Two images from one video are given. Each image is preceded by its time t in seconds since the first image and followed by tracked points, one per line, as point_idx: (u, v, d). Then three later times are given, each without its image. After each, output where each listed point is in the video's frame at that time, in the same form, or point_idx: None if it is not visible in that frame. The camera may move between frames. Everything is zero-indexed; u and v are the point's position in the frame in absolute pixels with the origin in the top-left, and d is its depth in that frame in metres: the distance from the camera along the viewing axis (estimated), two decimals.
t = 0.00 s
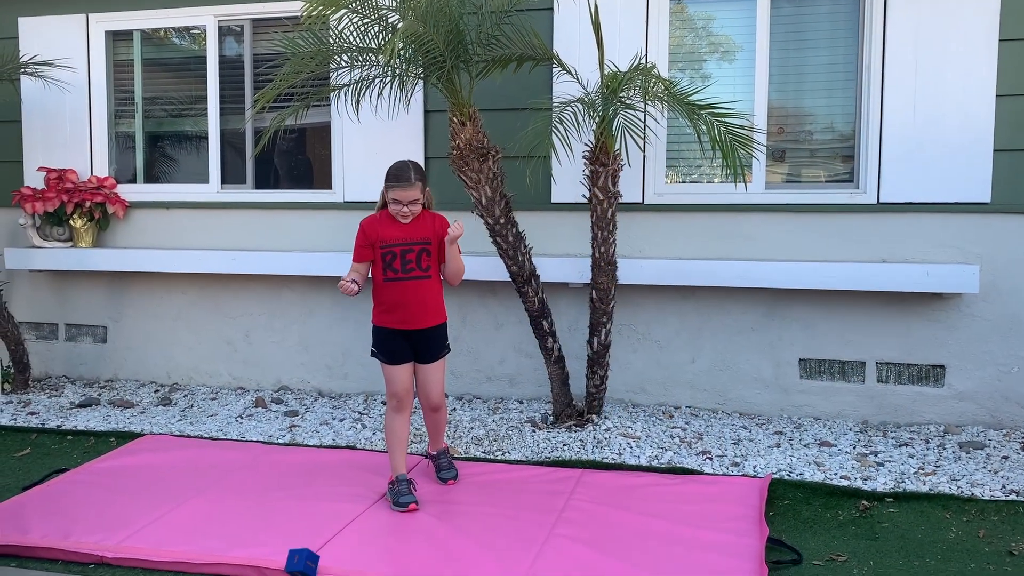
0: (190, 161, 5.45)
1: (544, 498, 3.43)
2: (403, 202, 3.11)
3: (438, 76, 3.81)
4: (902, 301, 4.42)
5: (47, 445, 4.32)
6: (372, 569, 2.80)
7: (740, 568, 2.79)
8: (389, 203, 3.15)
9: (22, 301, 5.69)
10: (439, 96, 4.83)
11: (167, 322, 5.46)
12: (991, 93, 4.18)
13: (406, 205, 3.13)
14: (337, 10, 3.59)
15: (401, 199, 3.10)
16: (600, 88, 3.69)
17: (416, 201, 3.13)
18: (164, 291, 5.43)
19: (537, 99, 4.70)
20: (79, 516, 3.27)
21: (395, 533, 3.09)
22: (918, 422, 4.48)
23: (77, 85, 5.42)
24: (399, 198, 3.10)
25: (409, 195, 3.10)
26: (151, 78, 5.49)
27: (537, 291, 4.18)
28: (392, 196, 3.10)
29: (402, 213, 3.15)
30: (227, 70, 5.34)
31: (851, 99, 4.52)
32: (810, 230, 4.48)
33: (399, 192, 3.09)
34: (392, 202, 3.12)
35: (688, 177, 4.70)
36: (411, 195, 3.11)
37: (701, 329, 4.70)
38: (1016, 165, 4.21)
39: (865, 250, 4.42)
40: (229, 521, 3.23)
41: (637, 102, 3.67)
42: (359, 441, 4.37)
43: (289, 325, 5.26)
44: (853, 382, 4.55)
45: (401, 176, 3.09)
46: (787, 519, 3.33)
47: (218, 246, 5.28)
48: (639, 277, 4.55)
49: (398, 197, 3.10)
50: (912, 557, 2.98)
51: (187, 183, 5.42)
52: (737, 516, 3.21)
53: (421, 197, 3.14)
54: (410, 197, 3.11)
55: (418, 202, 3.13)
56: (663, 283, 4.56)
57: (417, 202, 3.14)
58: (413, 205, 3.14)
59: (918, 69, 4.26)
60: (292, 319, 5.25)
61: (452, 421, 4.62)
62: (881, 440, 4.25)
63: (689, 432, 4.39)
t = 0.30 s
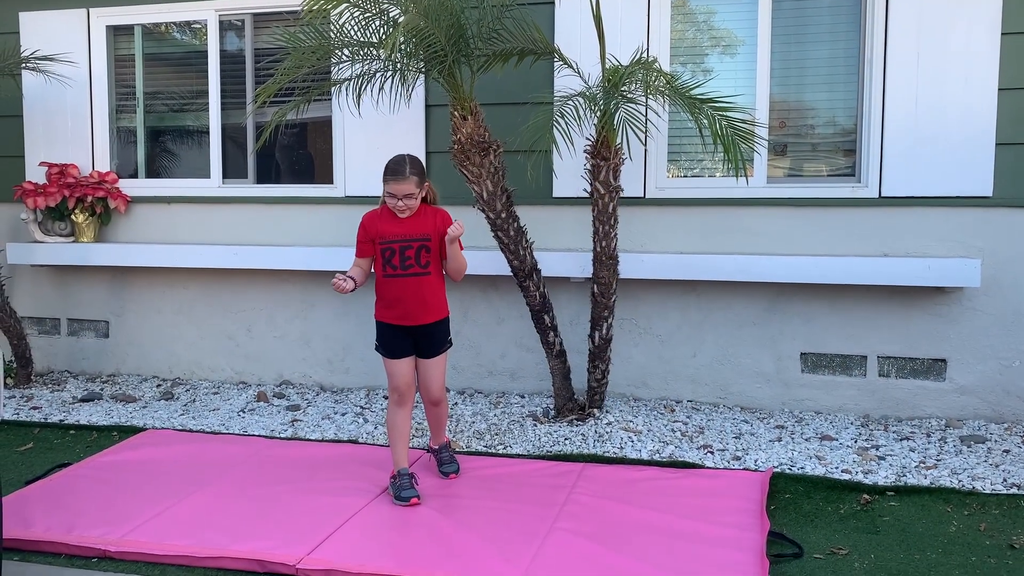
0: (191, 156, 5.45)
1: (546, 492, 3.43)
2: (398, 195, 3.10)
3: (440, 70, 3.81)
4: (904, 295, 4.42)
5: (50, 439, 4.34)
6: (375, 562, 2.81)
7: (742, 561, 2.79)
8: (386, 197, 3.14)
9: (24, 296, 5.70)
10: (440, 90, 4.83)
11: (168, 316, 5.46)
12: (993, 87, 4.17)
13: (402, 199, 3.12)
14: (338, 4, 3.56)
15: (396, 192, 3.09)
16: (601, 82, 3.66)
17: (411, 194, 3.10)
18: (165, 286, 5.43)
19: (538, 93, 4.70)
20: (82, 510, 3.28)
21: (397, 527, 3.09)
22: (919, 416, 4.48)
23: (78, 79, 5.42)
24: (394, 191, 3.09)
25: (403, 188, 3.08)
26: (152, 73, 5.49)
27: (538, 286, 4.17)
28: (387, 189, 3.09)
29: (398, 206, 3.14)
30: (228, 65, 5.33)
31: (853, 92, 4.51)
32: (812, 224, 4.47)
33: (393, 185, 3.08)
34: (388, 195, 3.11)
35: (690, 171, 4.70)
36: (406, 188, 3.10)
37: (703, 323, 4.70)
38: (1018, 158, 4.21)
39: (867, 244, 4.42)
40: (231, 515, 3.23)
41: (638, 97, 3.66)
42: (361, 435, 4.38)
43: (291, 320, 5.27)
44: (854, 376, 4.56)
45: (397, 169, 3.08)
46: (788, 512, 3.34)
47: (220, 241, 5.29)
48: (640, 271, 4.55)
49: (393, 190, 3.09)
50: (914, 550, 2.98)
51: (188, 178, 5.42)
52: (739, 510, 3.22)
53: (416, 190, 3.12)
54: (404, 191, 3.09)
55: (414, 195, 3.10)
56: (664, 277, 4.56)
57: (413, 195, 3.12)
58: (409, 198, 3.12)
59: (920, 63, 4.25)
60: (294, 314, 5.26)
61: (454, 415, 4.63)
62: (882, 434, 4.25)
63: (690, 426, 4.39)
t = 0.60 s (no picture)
0: (192, 153, 5.45)
1: (547, 487, 3.43)
2: (394, 190, 3.09)
3: (440, 66, 3.82)
4: (905, 291, 4.42)
5: (51, 436, 4.34)
6: (376, 558, 2.81)
7: (743, 556, 2.80)
8: (382, 193, 3.14)
9: (25, 292, 5.71)
10: (440, 86, 4.83)
11: (169, 312, 5.47)
12: (994, 83, 4.17)
13: (398, 194, 3.11)
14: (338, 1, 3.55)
15: (391, 187, 3.08)
16: (602, 78, 3.67)
17: (408, 189, 3.09)
18: (166, 282, 5.44)
19: (539, 89, 4.69)
20: (83, 506, 3.29)
21: (398, 522, 3.10)
22: (920, 412, 4.48)
23: (79, 76, 5.41)
24: (390, 187, 3.09)
25: (399, 184, 3.08)
26: (152, 69, 5.49)
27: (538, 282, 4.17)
28: (383, 184, 3.09)
29: (395, 201, 3.13)
30: (228, 61, 5.33)
31: (855, 87, 4.50)
32: (813, 219, 4.47)
33: (389, 180, 3.07)
34: (384, 191, 3.11)
35: (690, 167, 4.70)
36: (402, 184, 3.09)
37: (703, 319, 4.70)
38: (1019, 154, 4.20)
39: (867, 240, 4.42)
40: (232, 510, 3.24)
41: (639, 92, 3.66)
42: (361, 431, 4.38)
43: (292, 316, 5.27)
44: (855, 372, 4.56)
45: (393, 165, 3.08)
46: (789, 508, 3.34)
47: (221, 237, 5.29)
48: (641, 267, 4.55)
49: (388, 185, 3.08)
50: (914, 545, 2.99)
51: (188, 175, 5.42)
52: (739, 505, 3.22)
53: (412, 186, 3.11)
54: (400, 186, 3.09)
55: (409, 190, 3.09)
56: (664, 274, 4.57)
57: (410, 191, 3.11)
58: (406, 194, 3.12)
59: (921, 58, 4.25)
60: (294, 310, 5.26)
61: (454, 411, 4.63)
62: (883, 430, 4.25)
63: (691, 422, 4.40)
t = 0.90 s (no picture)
0: (192, 152, 5.45)
1: (547, 486, 3.43)
2: (391, 188, 3.09)
3: (440, 65, 3.82)
4: (905, 289, 4.42)
5: (51, 435, 4.34)
6: (377, 557, 2.81)
7: (743, 555, 2.80)
8: (381, 192, 3.14)
9: (25, 292, 5.71)
10: (440, 85, 4.82)
11: (170, 312, 5.47)
12: (994, 81, 4.16)
13: (396, 193, 3.11)
14: None
15: (389, 185, 3.08)
16: (602, 77, 3.66)
17: (405, 187, 3.09)
18: (167, 282, 5.44)
19: (539, 87, 4.69)
20: (84, 505, 3.29)
21: (399, 522, 3.10)
22: (921, 410, 4.48)
23: (79, 75, 5.41)
24: (387, 185, 3.09)
25: (396, 182, 3.08)
26: (152, 69, 5.49)
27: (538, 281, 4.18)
28: (381, 182, 3.09)
29: (393, 199, 3.13)
30: (228, 60, 5.33)
31: (855, 86, 4.50)
32: (814, 218, 4.47)
33: (386, 179, 3.07)
34: (381, 190, 3.11)
35: (691, 166, 4.70)
36: (399, 181, 3.08)
37: (704, 317, 4.70)
38: (1019, 152, 4.20)
39: (867, 238, 4.42)
40: (234, 510, 3.24)
41: (639, 91, 3.65)
42: (362, 430, 4.39)
43: (292, 315, 5.27)
44: (855, 371, 4.56)
45: (390, 164, 3.08)
46: (789, 507, 3.34)
47: (221, 237, 5.29)
48: (641, 266, 4.55)
49: (386, 184, 3.08)
50: (914, 544, 2.99)
51: (189, 174, 5.42)
52: (740, 504, 3.22)
53: (410, 184, 3.10)
54: (398, 185, 3.09)
55: (406, 188, 3.09)
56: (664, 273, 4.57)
57: (407, 189, 3.11)
58: (403, 192, 3.11)
59: (921, 56, 4.24)
60: (294, 309, 5.26)
61: (455, 410, 4.63)
62: (883, 428, 4.25)
63: (691, 420, 4.40)
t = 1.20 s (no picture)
0: (191, 154, 5.45)
1: (548, 488, 3.43)
2: (393, 189, 3.09)
3: (440, 67, 3.82)
4: (905, 290, 4.42)
5: (52, 438, 4.34)
6: (376, 559, 2.81)
7: (743, 556, 2.79)
8: (382, 193, 3.14)
9: (26, 294, 5.71)
10: (440, 87, 4.82)
11: (170, 314, 5.47)
12: (994, 82, 4.16)
13: (397, 194, 3.11)
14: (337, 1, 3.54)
15: (389, 186, 3.08)
16: (601, 78, 3.66)
17: (406, 188, 3.09)
18: (167, 284, 5.44)
19: (538, 89, 4.69)
20: (84, 508, 3.29)
21: (399, 524, 3.09)
22: (921, 411, 4.48)
23: (79, 78, 5.42)
24: (388, 185, 3.09)
25: (398, 182, 3.08)
26: (152, 71, 5.49)
27: (538, 283, 4.17)
28: (382, 184, 3.09)
29: (395, 201, 3.13)
30: (228, 63, 5.33)
31: (855, 87, 4.50)
32: (814, 219, 4.47)
33: (388, 179, 3.08)
34: (382, 191, 3.11)
35: (690, 167, 4.70)
36: (400, 182, 3.08)
37: (704, 319, 4.70)
38: (1019, 153, 4.20)
39: (867, 239, 4.41)
40: (233, 513, 3.23)
41: (639, 93, 3.65)
42: (362, 432, 4.39)
43: (292, 317, 5.27)
44: (855, 372, 4.56)
45: (392, 164, 3.09)
46: (789, 508, 3.34)
47: (221, 238, 5.29)
48: (641, 268, 4.55)
49: (387, 184, 3.09)
50: (914, 546, 2.98)
51: (188, 176, 5.42)
52: (740, 505, 3.22)
53: (411, 184, 3.10)
54: (399, 185, 3.09)
55: (407, 188, 3.09)
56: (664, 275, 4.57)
57: (407, 189, 3.10)
58: (405, 193, 3.11)
59: (922, 58, 4.24)
60: (294, 311, 5.26)
61: (455, 412, 4.63)
62: (884, 429, 4.25)
63: (691, 422, 4.39)
